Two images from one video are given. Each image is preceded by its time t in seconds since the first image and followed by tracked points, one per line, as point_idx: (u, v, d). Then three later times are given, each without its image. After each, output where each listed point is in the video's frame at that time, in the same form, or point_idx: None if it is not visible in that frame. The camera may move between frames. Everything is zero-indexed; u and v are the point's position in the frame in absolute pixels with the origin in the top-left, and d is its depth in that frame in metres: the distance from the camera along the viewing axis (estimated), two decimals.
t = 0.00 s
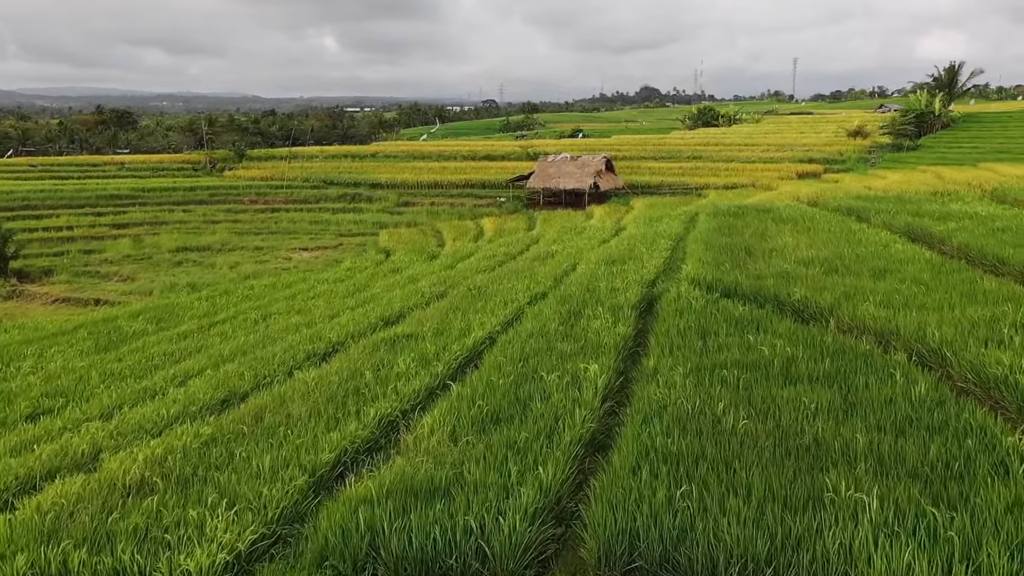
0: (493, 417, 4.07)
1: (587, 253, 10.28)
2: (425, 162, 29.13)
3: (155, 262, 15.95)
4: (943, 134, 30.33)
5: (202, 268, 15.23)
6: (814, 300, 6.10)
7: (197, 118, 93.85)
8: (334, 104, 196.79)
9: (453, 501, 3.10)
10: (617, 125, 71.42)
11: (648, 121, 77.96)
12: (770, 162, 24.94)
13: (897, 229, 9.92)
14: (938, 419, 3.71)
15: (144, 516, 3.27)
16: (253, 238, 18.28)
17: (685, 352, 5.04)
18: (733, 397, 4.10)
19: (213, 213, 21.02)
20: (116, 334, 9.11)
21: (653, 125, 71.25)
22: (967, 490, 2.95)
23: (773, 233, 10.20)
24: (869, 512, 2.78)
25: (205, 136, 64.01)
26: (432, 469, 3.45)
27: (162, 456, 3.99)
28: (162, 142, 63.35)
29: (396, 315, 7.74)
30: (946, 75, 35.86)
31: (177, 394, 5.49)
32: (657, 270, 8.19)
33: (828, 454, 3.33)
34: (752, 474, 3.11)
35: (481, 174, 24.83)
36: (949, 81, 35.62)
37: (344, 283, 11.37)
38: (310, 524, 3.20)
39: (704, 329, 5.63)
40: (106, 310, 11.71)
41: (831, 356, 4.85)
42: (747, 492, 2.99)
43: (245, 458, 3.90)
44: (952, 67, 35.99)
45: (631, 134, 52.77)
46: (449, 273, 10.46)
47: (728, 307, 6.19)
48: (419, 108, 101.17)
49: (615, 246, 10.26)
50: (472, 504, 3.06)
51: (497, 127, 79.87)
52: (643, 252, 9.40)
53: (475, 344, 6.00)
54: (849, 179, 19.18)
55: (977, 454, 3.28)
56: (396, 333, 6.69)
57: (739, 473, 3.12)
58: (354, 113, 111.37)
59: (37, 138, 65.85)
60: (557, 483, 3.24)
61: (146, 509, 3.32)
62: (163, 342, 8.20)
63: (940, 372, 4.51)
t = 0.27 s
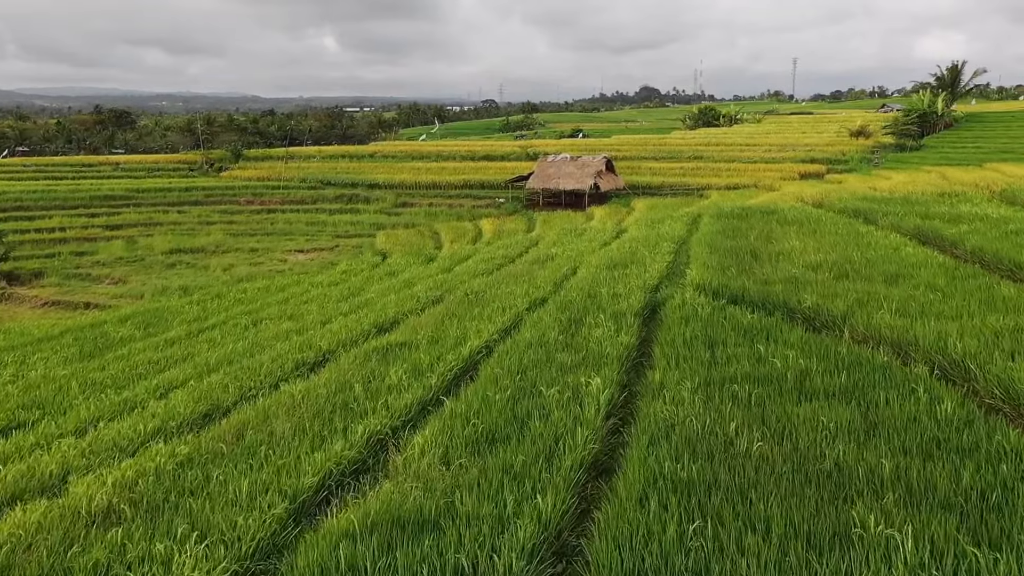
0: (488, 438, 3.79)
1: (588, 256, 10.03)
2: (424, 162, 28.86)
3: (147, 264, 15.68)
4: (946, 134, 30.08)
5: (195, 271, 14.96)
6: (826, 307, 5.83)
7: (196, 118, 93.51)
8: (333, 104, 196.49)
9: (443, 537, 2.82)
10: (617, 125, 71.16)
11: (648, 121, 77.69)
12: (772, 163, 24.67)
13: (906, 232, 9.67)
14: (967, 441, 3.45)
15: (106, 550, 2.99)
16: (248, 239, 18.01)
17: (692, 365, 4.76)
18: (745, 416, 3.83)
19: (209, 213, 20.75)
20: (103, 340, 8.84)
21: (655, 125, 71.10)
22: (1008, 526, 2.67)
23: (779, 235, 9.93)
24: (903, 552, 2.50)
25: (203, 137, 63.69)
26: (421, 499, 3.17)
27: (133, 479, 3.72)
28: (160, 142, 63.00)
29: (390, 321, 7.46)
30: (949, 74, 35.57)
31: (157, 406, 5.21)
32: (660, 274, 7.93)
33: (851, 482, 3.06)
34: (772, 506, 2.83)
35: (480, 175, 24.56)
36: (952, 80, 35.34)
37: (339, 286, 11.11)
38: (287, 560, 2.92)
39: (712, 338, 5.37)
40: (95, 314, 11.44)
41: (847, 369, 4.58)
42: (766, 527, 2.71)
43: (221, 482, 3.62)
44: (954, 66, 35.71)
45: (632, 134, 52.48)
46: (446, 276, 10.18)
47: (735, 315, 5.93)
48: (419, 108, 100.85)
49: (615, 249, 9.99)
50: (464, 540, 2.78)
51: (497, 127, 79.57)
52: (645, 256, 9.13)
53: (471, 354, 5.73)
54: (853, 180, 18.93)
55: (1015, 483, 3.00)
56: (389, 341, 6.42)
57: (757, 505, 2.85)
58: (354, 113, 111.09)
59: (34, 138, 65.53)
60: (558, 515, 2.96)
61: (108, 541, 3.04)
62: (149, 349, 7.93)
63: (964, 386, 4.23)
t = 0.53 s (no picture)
0: (484, 460, 3.53)
1: (588, 259, 9.78)
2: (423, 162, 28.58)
3: (140, 266, 15.41)
4: (949, 134, 29.83)
5: (189, 273, 14.70)
6: (838, 315, 5.58)
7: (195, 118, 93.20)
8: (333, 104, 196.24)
9: None
10: (617, 125, 70.89)
11: (648, 121, 77.43)
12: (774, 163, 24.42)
13: (914, 234, 9.42)
14: (1000, 464, 3.20)
15: None
16: (243, 241, 17.76)
17: (700, 378, 4.50)
18: (758, 436, 3.57)
19: (204, 214, 20.49)
20: (89, 346, 8.59)
21: (655, 125, 70.82)
22: None
23: (785, 238, 9.67)
24: None
25: (201, 136, 63.36)
26: (409, 530, 2.90)
27: (101, 504, 3.45)
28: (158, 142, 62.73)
29: (384, 327, 7.21)
30: (951, 73, 35.33)
31: (136, 420, 4.96)
32: (663, 279, 7.68)
33: (879, 513, 2.80)
34: (794, 542, 2.58)
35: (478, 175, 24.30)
36: (954, 79, 35.09)
37: (334, 289, 10.87)
38: None
39: (719, 349, 5.11)
40: (83, 318, 11.17)
41: (864, 383, 4.32)
42: (787, 567, 2.45)
43: (195, 508, 3.36)
44: (956, 66, 35.46)
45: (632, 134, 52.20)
46: (443, 280, 9.93)
47: (743, 323, 5.68)
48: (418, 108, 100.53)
49: (617, 252, 9.74)
50: None
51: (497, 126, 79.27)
52: (647, 259, 8.88)
53: (467, 364, 5.48)
54: (856, 180, 18.68)
55: None
56: (382, 349, 6.17)
57: (777, 541, 2.58)
58: (353, 113, 110.81)
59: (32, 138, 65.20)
60: (558, 550, 2.70)
61: (67, 575, 2.77)
62: (135, 355, 7.67)
63: (989, 402, 3.98)
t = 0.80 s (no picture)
0: (477, 487, 3.24)
1: (589, 262, 9.52)
2: (421, 163, 28.29)
3: (132, 268, 15.11)
4: (952, 134, 29.58)
5: (181, 276, 14.41)
6: (853, 324, 5.30)
7: (193, 118, 92.87)
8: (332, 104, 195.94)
9: None
10: (618, 125, 70.60)
11: (648, 121, 77.13)
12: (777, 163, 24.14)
13: (926, 237, 9.15)
14: None
15: None
16: (238, 242, 17.49)
17: (710, 395, 4.21)
18: (776, 462, 3.28)
19: (198, 215, 20.20)
20: (73, 352, 8.30)
21: (655, 125, 70.50)
22: None
23: (791, 241, 9.39)
24: None
25: (199, 137, 63.01)
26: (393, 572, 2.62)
27: (60, 536, 3.16)
28: (156, 142, 62.40)
29: (377, 335, 6.92)
30: (954, 73, 35.05)
31: (111, 436, 4.67)
32: (667, 284, 7.39)
33: (915, 554, 2.52)
34: None
35: (477, 175, 24.01)
36: (957, 79, 34.81)
37: (327, 293, 10.58)
38: None
39: (729, 361, 4.83)
40: (71, 323, 10.88)
41: (886, 399, 4.03)
42: None
43: (161, 543, 3.06)
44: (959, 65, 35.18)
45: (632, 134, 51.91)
46: (440, 284, 9.64)
47: (752, 332, 5.40)
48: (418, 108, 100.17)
49: (618, 255, 9.45)
50: None
51: (496, 126, 78.94)
52: (650, 262, 8.60)
53: (462, 376, 5.20)
54: (861, 181, 18.40)
55: None
56: (374, 359, 5.89)
57: None
58: (353, 113, 110.74)
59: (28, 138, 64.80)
60: None
61: None
62: (119, 363, 7.39)
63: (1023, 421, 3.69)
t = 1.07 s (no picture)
0: (471, 521, 2.95)
1: (590, 266, 9.24)
2: (419, 163, 27.99)
3: (123, 271, 14.81)
4: (956, 134, 29.30)
5: (173, 278, 14.12)
6: (870, 334, 5.02)
7: (192, 117, 92.51)
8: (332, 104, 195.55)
9: None
10: (617, 125, 70.28)
11: (648, 121, 76.82)
12: (779, 163, 23.85)
13: (937, 240, 8.87)
14: None
15: None
16: (232, 244, 17.20)
17: (723, 413, 3.92)
18: (800, 493, 2.99)
19: (193, 216, 19.89)
20: (55, 360, 8.00)
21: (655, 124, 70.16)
22: None
23: (798, 244, 9.10)
24: None
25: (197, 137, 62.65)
26: None
27: None
28: (153, 142, 62.07)
29: (369, 343, 6.63)
30: (957, 72, 34.77)
31: (81, 455, 4.36)
32: (671, 290, 7.10)
33: None
34: None
35: (476, 175, 23.71)
36: (960, 78, 34.53)
37: (320, 298, 10.27)
38: None
39: (741, 375, 4.54)
40: (57, 328, 10.58)
41: (911, 419, 3.75)
42: None
43: None
44: (962, 64, 34.89)
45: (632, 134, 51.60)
46: (436, 288, 9.34)
47: (763, 343, 5.11)
48: (417, 107, 99.80)
49: (620, 259, 9.15)
50: None
51: (496, 126, 78.60)
52: (653, 267, 8.30)
53: (456, 390, 4.91)
54: (866, 181, 18.11)
55: None
56: (365, 370, 5.60)
57: None
58: (353, 113, 110.39)
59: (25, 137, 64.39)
60: None
61: None
62: (101, 372, 7.09)
63: None
